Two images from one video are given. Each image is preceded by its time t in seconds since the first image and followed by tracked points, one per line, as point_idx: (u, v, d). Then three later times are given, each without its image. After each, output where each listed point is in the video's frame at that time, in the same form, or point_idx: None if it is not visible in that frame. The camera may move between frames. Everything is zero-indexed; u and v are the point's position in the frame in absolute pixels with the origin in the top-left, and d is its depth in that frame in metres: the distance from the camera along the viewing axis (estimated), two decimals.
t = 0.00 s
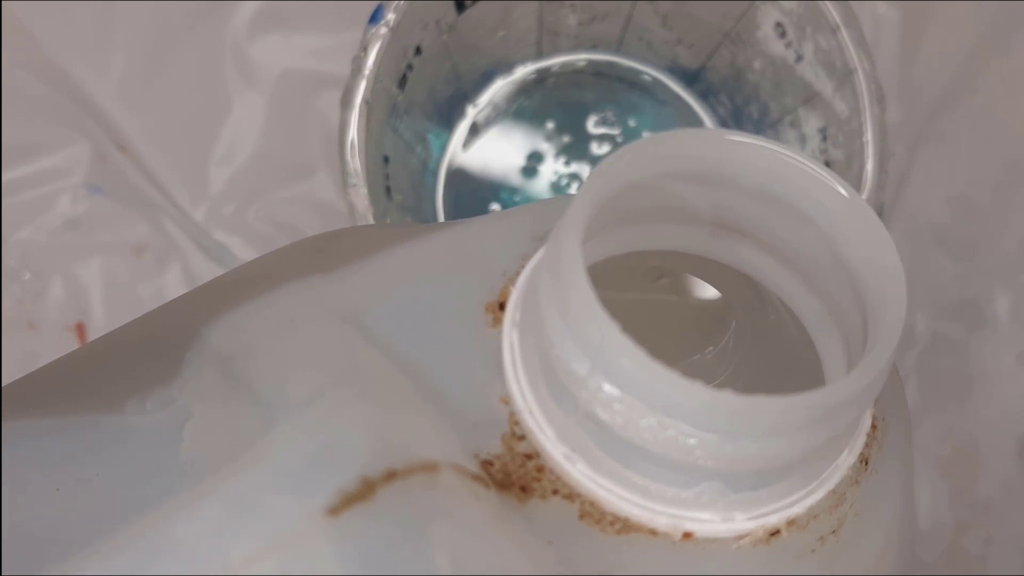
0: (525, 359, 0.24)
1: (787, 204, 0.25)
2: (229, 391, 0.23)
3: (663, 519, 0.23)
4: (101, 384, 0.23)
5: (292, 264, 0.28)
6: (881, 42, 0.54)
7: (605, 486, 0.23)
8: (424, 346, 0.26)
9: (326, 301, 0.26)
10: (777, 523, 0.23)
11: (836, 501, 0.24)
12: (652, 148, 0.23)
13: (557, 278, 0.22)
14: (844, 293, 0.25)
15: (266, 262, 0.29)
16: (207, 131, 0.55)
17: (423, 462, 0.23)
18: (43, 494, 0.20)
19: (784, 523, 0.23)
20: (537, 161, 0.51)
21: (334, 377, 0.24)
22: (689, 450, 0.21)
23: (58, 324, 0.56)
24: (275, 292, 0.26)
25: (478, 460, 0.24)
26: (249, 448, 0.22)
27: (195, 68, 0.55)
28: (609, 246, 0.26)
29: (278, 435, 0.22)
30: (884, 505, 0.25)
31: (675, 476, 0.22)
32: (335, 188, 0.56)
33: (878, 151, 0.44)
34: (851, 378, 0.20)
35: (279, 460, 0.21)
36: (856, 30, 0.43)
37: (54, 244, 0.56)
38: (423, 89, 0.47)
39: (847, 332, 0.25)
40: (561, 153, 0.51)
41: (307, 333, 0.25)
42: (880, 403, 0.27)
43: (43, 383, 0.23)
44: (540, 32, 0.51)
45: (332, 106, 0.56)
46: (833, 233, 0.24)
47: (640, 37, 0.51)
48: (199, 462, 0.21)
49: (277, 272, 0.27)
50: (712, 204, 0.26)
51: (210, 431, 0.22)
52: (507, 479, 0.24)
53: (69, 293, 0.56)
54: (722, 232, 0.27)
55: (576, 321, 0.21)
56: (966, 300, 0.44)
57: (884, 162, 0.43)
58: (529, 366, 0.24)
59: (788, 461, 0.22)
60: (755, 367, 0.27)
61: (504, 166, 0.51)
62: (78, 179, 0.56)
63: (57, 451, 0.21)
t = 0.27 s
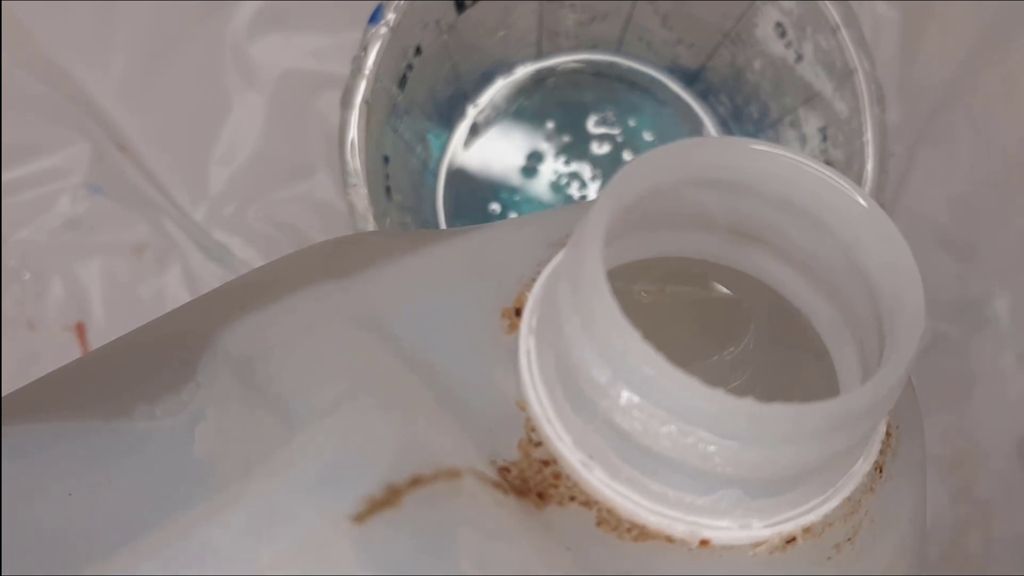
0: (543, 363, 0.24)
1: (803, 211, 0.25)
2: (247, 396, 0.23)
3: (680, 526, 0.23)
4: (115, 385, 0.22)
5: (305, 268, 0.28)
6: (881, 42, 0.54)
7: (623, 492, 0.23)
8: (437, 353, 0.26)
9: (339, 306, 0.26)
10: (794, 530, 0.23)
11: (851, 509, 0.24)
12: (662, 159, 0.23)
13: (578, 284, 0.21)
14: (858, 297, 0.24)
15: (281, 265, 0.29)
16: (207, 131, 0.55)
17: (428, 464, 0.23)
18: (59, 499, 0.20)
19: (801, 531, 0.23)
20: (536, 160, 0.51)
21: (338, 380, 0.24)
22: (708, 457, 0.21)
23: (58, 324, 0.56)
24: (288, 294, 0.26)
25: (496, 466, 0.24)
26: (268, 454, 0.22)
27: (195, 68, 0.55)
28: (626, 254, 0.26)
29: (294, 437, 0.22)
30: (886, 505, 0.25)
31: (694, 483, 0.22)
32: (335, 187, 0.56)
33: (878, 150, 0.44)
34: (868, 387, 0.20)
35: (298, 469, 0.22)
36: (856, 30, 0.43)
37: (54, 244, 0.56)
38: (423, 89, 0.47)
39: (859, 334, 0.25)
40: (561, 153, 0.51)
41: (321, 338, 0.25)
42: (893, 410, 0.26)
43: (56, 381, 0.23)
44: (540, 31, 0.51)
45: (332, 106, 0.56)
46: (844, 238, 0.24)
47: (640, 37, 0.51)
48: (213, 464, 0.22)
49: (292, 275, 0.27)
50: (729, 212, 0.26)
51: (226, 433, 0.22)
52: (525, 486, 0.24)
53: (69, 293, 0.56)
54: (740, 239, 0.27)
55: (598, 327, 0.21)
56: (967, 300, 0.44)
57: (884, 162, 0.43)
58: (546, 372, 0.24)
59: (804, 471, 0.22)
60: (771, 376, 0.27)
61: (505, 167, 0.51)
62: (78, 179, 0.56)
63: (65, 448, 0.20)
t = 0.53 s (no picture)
0: (551, 372, 0.24)
1: (808, 220, 0.25)
2: (248, 397, 0.23)
3: (686, 535, 0.23)
4: (116, 395, 0.23)
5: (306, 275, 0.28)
6: (881, 42, 0.54)
7: (630, 501, 0.23)
8: (443, 362, 0.26)
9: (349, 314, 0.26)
10: (799, 540, 0.23)
11: (856, 519, 0.24)
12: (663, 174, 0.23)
13: (585, 294, 0.21)
14: (861, 302, 0.24)
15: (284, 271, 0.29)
16: (207, 131, 0.55)
17: (431, 469, 0.23)
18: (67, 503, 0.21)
19: (806, 541, 0.23)
20: (536, 160, 0.51)
21: (339, 382, 0.24)
22: (714, 467, 0.21)
23: (58, 324, 0.56)
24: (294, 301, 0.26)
25: (503, 474, 0.24)
26: (274, 468, 0.22)
27: (195, 68, 0.55)
28: (634, 263, 0.26)
29: (306, 454, 0.22)
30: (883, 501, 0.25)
31: (702, 492, 0.22)
32: (335, 187, 0.56)
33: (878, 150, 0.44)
34: (874, 400, 0.20)
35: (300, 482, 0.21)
36: (856, 30, 0.43)
37: (53, 244, 0.56)
38: (423, 88, 0.47)
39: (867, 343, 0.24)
40: (561, 153, 0.51)
41: (327, 347, 0.25)
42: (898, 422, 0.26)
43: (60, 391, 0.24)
44: (540, 31, 0.51)
45: (332, 106, 0.56)
46: (848, 245, 0.24)
47: (639, 37, 0.51)
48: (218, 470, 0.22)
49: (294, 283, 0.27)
50: (734, 221, 0.26)
51: (231, 439, 0.22)
52: (532, 494, 0.24)
53: (69, 293, 0.56)
54: (744, 249, 0.27)
55: (605, 336, 0.21)
56: (966, 300, 0.44)
57: (884, 161, 0.43)
58: (553, 379, 0.24)
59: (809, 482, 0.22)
60: (776, 385, 0.26)
61: (505, 167, 0.51)
62: (78, 179, 0.56)
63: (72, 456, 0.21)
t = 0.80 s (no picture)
0: (547, 377, 0.24)
1: (805, 226, 0.25)
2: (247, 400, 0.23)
3: (682, 541, 0.23)
4: (114, 399, 0.22)
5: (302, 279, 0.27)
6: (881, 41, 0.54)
7: (625, 506, 0.23)
8: (440, 364, 0.26)
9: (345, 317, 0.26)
10: (794, 545, 0.23)
11: (851, 523, 0.24)
12: (660, 178, 0.23)
13: (581, 301, 0.21)
14: (858, 304, 0.24)
15: (279, 276, 0.28)
16: (207, 131, 0.55)
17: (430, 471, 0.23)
18: (64, 509, 0.20)
19: (801, 546, 0.23)
20: (536, 159, 0.51)
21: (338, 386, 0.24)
22: (710, 474, 0.21)
23: (58, 324, 0.56)
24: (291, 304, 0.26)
25: (500, 480, 0.24)
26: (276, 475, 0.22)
27: (195, 68, 0.55)
28: (631, 265, 0.26)
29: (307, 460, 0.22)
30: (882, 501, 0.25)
31: (699, 498, 0.22)
32: (335, 186, 0.56)
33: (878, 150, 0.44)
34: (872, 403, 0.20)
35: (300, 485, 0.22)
36: (856, 30, 0.43)
37: (54, 243, 0.56)
38: (423, 89, 0.47)
39: (862, 343, 0.24)
40: (561, 153, 0.51)
41: (324, 352, 0.25)
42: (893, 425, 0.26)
43: (57, 396, 0.23)
44: (539, 31, 0.51)
45: (332, 105, 0.56)
46: (844, 248, 0.24)
47: (639, 37, 0.51)
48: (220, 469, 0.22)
49: (290, 287, 0.27)
50: (731, 225, 0.26)
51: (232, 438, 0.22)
52: (528, 500, 0.24)
53: (70, 293, 0.56)
54: (740, 253, 0.27)
55: (599, 344, 0.21)
56: (966, 300, 0.44)
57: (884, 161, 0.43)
58: (551, 385, 0.24)
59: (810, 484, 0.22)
60: (773, 389, 0.26)
61: (505, 168, 0.51)
62: (78, 179, 0.56)
63: (70, 461, 0.20)
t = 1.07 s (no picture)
0: (540, 376, 0.24)
1: (800, 226, 0.25)
2: (247, 399, 0.23)
3: (675, 540, 0.23)
4: (115, 399, 0.22)
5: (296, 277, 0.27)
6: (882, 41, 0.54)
7: (618, 506, 0.23)
8: (436, 365, 0.26)
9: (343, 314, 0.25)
10: (787, 544, 0.23)
11: (845, 520, 0.24)
12: (657, 178, 0.23)
13: (574, 301, 0.21)
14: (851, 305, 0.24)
15: (272, 277, 0.28)
16: (207, 131, 0.55)
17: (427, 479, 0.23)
18: (63, 510, 0.20)
19: (794, 545, 0.23)
20: (536, 159, 0.51)
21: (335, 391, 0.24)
22: (702, 473, 0.21)
23: (58, 324, 0.56)
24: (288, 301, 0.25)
25: (493, 480, 0.24)
26: (272, 472, 0.22)
27: (194, 68, 0.55)
28: (627, 264, 0.26)
29: (300, 459, 0.22)
30: (880, 498, 0.25)
31: (691, 498, 0.22)
32: (334, 186, 0.56)
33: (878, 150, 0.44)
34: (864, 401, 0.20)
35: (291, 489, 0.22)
36: (856, 30, 0.43)
37: (54, 243, 0.56)
38: (423, 88, 0.47)
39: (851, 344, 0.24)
40: (561, 152, 0.51)
41: (322, 351, 0.24)
42: (887, 424, 0.26)
43: (54, 398, 0.23)
44: (539, 31, 0.51)
45: (332, 105, 0.56)
46: (836, 249, 0.24)
47: (640, 37, 0.51)
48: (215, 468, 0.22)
49: (285, 284, 0.27)
50: (725, 225, 0.26)
51: (227, 438, 0.22)
52: (522, 500, 0.24)
53: (70, 293, 0.56)
54: (734, 253, 0.27)
55: (591, 344, 0.21)
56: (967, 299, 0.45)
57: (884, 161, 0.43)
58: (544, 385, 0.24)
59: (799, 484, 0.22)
60: (768, 390, 0.26)
61: (505, 168, 0.51)
62: (78, 179, 0.56)
63: (68, 464, 0.21)
